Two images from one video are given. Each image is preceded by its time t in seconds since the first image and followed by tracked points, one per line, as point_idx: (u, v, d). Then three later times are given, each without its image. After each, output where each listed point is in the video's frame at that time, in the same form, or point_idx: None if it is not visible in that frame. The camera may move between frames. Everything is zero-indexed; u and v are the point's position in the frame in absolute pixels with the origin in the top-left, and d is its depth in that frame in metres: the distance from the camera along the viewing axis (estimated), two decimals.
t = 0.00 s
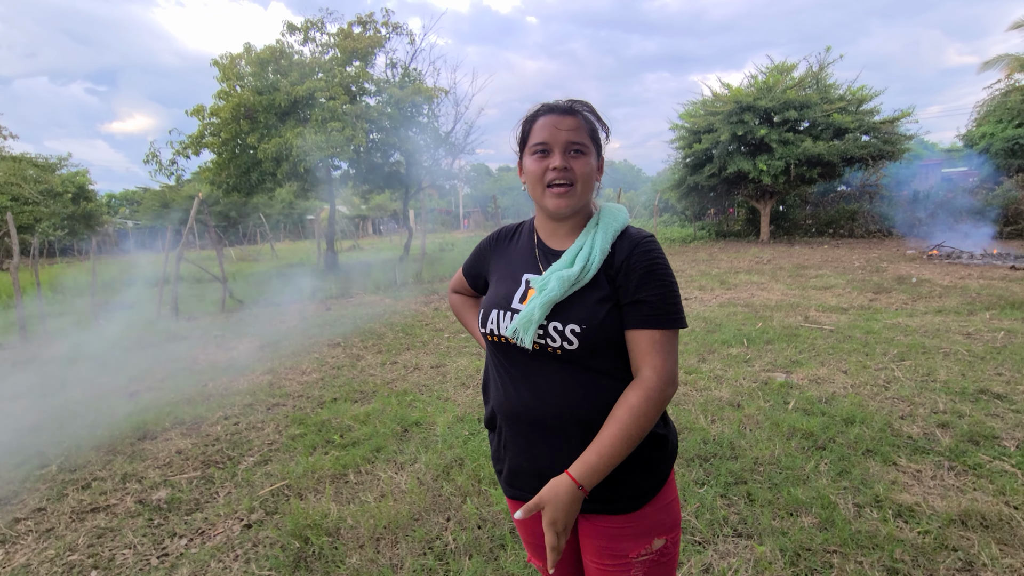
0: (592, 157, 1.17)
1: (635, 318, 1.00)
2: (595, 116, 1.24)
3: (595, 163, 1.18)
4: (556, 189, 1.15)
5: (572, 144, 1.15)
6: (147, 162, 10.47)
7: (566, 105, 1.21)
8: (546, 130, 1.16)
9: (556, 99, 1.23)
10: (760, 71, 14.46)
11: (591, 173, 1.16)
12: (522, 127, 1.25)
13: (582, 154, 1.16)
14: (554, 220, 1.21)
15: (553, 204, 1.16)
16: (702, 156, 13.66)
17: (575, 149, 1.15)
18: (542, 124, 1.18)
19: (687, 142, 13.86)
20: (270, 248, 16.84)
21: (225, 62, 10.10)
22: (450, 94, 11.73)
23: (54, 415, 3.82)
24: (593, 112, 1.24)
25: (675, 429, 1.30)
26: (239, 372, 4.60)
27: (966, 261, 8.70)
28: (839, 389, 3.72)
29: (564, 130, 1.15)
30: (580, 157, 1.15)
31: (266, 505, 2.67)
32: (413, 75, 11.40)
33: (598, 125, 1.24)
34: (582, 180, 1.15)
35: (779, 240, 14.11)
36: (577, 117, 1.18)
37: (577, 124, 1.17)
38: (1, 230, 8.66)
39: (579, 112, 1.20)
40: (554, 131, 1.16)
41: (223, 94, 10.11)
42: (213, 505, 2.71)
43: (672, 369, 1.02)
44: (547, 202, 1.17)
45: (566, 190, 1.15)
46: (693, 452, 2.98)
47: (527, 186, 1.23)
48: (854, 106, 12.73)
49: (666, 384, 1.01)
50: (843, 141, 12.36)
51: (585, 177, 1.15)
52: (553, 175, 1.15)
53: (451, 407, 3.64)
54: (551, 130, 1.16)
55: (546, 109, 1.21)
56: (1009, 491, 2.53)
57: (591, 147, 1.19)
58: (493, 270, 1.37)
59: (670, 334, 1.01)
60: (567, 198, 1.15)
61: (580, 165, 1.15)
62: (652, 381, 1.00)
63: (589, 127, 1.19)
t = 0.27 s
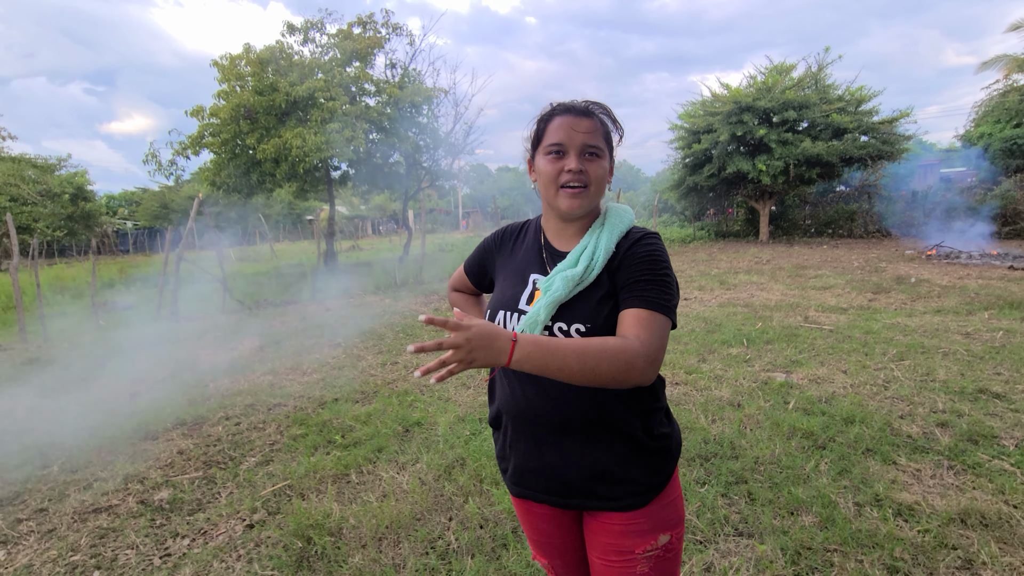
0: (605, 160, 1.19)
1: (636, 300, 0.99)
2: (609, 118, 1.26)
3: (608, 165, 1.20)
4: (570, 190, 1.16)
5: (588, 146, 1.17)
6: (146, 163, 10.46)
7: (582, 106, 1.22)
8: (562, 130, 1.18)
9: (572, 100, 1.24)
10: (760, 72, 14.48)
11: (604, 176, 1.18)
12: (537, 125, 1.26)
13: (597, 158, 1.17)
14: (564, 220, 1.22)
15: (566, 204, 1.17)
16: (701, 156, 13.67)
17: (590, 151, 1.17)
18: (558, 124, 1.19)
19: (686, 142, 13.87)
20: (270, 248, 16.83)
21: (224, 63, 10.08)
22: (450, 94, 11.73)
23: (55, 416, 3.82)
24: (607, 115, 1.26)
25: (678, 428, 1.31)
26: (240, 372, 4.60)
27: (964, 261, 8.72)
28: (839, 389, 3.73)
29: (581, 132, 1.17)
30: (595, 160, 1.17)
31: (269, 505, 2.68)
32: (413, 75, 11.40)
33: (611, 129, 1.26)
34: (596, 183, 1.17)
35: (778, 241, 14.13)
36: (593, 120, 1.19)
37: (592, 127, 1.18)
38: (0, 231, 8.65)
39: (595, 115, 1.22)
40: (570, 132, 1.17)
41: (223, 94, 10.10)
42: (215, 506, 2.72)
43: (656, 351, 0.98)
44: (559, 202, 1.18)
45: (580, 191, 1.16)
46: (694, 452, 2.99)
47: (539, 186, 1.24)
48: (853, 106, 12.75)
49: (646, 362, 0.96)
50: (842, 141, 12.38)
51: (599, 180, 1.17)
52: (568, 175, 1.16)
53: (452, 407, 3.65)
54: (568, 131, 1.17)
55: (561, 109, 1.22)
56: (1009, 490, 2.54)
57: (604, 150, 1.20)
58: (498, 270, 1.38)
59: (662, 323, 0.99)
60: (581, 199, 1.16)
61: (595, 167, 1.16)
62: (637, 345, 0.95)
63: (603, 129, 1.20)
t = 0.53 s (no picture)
0: (598, 163, 1.18)
1: (643, 321, 1.01)
2: (604, 120, 1.24)
3: (601, 169, 1.19)
4: (561, 195, 1.16)
5: (580, 151, 1.16)
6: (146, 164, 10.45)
7: (576, 108, 1.21)
8: (554, 134, 1.18)
9: (568, 102, 1.23)
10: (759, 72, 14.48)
11: (597, 180, 1.17)
12: (532, 127, 1.26)
13: (589, 162, 1.16)
14: (559, 224, 1.22)
15: (557, 209, 1.17)
16: (701, 157, 13.68)
17: (582, 156, 1.16)
18: (550, 127, 1.19)
19: (685, 143, 13.88)
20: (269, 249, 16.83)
21: (224, 63, 10.07)
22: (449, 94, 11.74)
23: (54, 418, 3.81)
24: (602, 118, 1.25)
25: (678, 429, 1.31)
26: (239, 374, 4.60)
27: (963, 262, 8.72)
28: (839, 390, 3.73)
29: (571, 137, 1.17)
30: (586, 165, 1.16)
31: (269, 507, 2.68)
32: (413, 76, 11.41)
33: (607, 131, 1.24)
34: (587, 188, 1.16)
35: (777, 241, 14.14)
36: (586, 123, 1.19)
37: (585, 130, 1.18)
38: None
39: (589, 117, 1.20)
40: (561, 137, 1.17)
41: (223, 95, 10.09)
42: (214, 507, 2.71)
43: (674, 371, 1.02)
44: (551, 207, 1.18)
45: (570, 196, 1.16)
46: (694, 453, 2.99)
47: (533, 190, 1.24)
48: (852, 107, 12.76)
49: (673, 384, 1.01)
50: (841, 142, 12.39)
51: (589, 185, 1.16)
52: (558, 181, 1.16)
53: (452, 408, 3.64)
54: (559, 136, 1.17)
55: (555, 113, 1.22)
56: (1009, 490, 2.54)
57: (599, 153, 1.19)
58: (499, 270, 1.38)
59: (676, 337, 1.02)
60: (570, 204, 1.16)
61: (586, 173, 1.16)
62: (659, 378, 0.99)
63: (597, 132, 1.19)
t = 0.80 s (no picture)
0: (592, 163, 1.18)
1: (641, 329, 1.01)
2: (598, 120, 1.25)
3: (595, 168, 1.19)
4: (554, 192, 1.16)
5: (573, 150, 1.16)
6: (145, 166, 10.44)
7: (571, 108, 1.22)
8: (548, 133, 1.18)
9: (562, 102, 1.23)
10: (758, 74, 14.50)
11: (590, 179, 1.17)
12: (527, 126, 1.26)
13: (582, 161, 1.16)
14: (552, 223, 1.22)
15: (550, 206, 1.17)
16: (700, 158, 13.68)
17: (576, 155, 1.16)
18: (545, 126, 1.19)
19: (685, 144, 13.89)
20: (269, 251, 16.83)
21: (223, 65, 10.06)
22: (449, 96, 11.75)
23: (53, 419, 3.80)
24: (596, 118, 1.25)
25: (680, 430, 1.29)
26: (239, 376, 4.59)
27: (963, 263, 8.73)
28: (839, 391, 3.74)
29: (565, 135, 1.17)
30: (580, 163, 1.16)
31: (269, 509, 2.68)
32: (412, 78, 11.41)
33: (601, 132, 1.24)
34: (580, 186, 1.16)
35: (777, 242, 14.15)
36: (580, 122, 1.19)
37: (579, 129, 1.18)
38: None
39: (584, 117, 1.21)
40: (555, 135, 1.17)
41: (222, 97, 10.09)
42: (214, 509, 2.71)
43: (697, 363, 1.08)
44: (544, 205, 1.18)
45: (563, 193, 1.16)
46: (695, 454, 2.99)
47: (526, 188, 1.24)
48: (851, 108, 12.79)
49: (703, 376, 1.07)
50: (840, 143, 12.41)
51: (583, 183, 1.16)
52: (551, 178, 1.16)
53: (453, 410, 3.64)
54: (553, 134, 1.17)
55: (550, 112, 1.22)
56: (1009, 492, 2.54)
57: (593, 153, 1.19)
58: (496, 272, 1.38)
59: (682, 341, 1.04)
60: (563, 202, 1.16)
61: (579, 171, 1.15)
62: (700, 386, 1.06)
63: (592, 131, 1.20)
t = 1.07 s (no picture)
0: (605, 166, 1.20)
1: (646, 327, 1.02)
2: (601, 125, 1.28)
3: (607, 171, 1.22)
4: (578, 192, 1.15)
5: (592, 151, 1.17)
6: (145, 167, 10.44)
7: (580, 111, 1.23)
8: (566, 134, 1.17)
9: (570, 105, 1.24)
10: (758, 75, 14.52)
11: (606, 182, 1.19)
12: (534, 128, 1.23)
13: (598, 163, 1.18)
14: (566, 225, 1.21)
15: (574, 207, 1.15)
16: (700, 159, 13.69)
17: (593, 157, 1.17)
18: (562, 127, 1.18)
19: (684, 145, 13.90)
20: (269, 252, 16.83)
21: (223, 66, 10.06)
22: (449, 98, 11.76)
23: (53, 421, 3.80)
24: (600, 123, 1.28)
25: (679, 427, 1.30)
26: (239, 377, 4.58)
27: (962, 264, 8.73)
28: (839, 392, 3.73)
29: (585, 137, 1.17)
30: (598, 165, 1.18)
31: (269, 510, 2.67)
32: (412, 79, 11.43)
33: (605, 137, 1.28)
34: (601, 188, 1.17)
35: (776, 244, 14.16)
36: (593, 126, 1.21)
37: (594, 132, 1.20)
38: None
39: (593, 122, 1.23)
40: (575, 136, 1.17)
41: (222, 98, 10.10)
42: (214, 511, 2.70)
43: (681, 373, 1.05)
44: (566, 205, 1.16)
45: (587, 194, 1.15)
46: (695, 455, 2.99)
47: (540, 190, 1.20)
48: (851, 109, 12.81)
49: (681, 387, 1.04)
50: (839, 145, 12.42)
51: (603, 184, 1.17)
52: (575, 179, 1.15)
53: (453, 411, 3.64)
54: (573, 135, 1.16)
55: (560, 115, 1.21)
56: (1009, 493, 2.54)
57: (604, 157, 1.22)
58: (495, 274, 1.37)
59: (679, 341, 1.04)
60: (587, 204, 1.15)
61: (599, 172, 1.17)
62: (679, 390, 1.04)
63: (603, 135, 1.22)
